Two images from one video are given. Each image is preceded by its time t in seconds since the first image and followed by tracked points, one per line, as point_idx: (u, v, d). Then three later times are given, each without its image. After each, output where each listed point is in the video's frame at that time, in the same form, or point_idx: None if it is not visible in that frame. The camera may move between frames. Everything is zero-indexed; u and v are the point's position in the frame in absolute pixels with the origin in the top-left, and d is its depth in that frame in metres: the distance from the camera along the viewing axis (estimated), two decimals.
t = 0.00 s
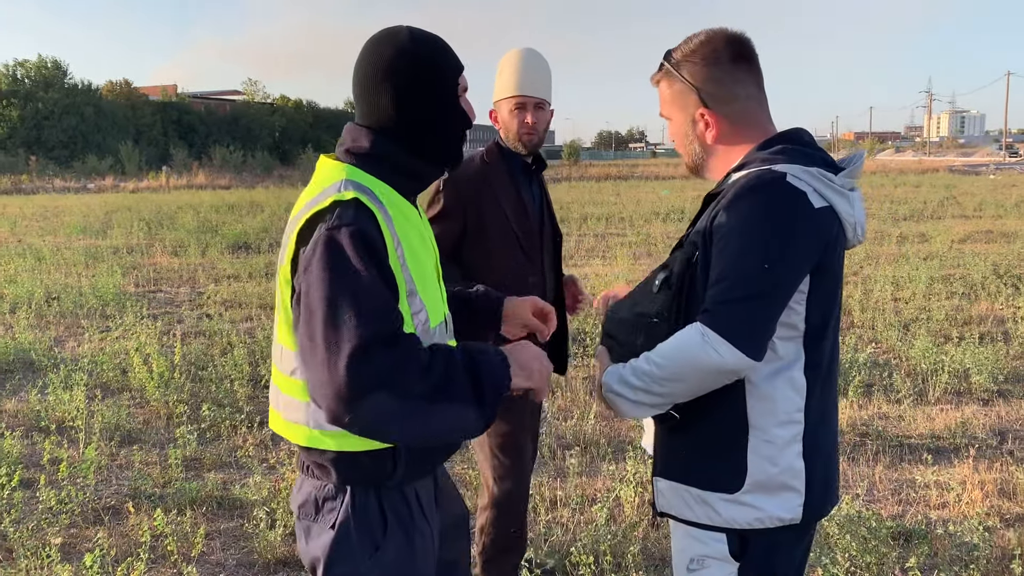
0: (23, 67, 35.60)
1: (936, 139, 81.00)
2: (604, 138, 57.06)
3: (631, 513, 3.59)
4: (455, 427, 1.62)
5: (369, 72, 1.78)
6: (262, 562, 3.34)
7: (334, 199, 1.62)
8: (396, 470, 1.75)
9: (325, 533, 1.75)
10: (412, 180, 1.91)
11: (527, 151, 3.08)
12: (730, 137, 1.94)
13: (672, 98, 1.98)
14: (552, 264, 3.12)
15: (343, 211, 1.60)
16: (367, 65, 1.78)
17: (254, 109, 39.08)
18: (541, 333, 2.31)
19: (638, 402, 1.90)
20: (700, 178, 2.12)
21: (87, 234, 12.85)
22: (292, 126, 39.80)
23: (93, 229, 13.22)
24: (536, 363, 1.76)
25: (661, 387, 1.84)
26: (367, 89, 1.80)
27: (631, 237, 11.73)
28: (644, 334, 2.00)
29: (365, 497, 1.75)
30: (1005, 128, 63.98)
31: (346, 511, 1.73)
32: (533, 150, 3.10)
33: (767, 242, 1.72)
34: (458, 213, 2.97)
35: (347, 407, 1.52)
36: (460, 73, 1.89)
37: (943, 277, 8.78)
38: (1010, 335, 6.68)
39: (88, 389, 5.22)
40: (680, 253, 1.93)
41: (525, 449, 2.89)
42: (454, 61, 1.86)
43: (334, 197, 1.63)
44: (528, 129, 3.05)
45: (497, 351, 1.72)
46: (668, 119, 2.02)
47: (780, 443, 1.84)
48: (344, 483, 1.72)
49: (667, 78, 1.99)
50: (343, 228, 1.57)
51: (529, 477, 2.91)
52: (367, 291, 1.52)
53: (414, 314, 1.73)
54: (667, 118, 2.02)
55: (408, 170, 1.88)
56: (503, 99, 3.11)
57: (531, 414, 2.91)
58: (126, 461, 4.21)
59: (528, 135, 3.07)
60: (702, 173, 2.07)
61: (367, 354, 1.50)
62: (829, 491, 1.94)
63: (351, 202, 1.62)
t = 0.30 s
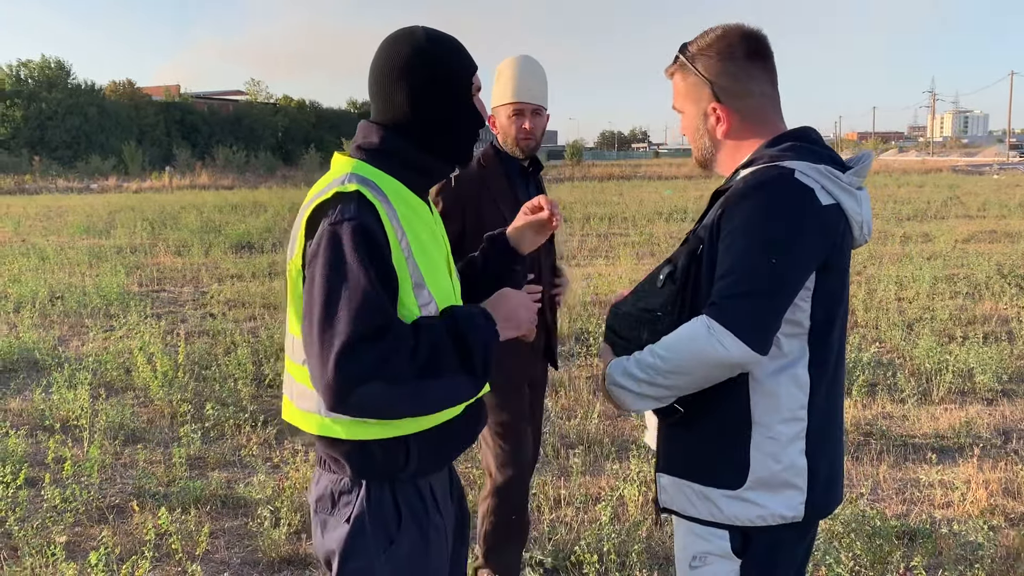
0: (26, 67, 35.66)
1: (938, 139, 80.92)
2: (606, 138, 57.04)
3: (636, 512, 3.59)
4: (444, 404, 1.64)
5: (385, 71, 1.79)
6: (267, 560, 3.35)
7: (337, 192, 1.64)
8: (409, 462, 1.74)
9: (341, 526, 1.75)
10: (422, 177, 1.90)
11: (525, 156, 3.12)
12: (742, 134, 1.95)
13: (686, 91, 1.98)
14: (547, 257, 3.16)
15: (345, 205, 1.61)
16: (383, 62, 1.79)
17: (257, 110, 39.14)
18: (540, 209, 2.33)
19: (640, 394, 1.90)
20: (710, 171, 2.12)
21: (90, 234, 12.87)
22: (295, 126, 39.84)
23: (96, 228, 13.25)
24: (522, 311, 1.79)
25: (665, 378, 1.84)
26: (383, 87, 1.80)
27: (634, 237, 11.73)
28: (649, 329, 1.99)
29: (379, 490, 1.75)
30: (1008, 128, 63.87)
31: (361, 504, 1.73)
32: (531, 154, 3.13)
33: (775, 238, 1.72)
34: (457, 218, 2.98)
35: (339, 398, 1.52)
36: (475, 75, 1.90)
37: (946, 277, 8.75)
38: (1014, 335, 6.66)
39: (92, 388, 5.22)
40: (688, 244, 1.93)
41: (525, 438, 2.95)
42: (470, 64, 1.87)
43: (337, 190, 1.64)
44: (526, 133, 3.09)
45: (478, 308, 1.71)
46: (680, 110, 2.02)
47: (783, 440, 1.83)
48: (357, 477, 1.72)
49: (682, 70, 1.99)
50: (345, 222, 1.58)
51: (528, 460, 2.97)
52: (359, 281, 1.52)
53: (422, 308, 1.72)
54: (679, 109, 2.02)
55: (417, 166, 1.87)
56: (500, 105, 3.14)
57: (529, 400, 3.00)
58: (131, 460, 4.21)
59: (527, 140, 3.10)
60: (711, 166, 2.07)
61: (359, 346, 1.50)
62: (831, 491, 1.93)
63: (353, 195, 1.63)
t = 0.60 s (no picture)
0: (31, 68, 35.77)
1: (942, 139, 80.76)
2: (609, 138, 57.02)
3: (637, 514, 3.59)
4: (404, 419, 1.64)
5: (403, 78, 1.82)
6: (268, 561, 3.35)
7: (333, 188, 1.66)
8: (405, 453, 1.74)
9: (342, 518, 1.76)
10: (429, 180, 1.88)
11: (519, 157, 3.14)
12: (747, 133, 1.95)
13: (691, 89, 1.98)
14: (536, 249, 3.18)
15: (339, 202, 1.62)
16: (401, 72, 1.82)
17: (261, 110, 39.22)
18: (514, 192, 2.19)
19: (643, 391, 1.90)
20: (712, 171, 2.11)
21: (94, 235, 12.90)
22: (299, 127, 39.90)
23: (99, 229, 13.29)
24: (499, 344, 1.79)
25: (668, 377, 1.84)
26: (400, 95, 1.83)
27: (637, 237, 11.72)
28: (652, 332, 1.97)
29: (379, 482, 1.75)
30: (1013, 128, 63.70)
31: (361, 496, 1.74)
32: (525, 155, 3.16)
33: (778, 238, 1.71)
34: (455, 232, 2.86)
35: (303, 390, 1.55)
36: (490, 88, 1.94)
37: (950, 278, 8.73)
38: (1018, 336, 6.64)
39: (95, 388, 5.23)
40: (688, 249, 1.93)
41: (509, 440, 2.98)
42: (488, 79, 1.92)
43: (333, 186, 1.66)
44: (520, 134, 3.12)
45: (457, 331, 1.72)
46: (685, 109, 2.02)
47: (783, 439, 1.83)
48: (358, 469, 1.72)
49: (689, 67, 1.98)
50: (337, 219, 1.59)
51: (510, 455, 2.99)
52: (336, 280, 1.54)
53: (416, 307, 1.73)
54: (684, 107, 2.02)
55: (419, 165, 1.84)
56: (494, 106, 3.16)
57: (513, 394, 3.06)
58: (133, 461, 4.22)
59: (521, 140, 3.13)
60: (714, 165, 2.07)
61: (324, 345, 1.53)
62: (828, 491, 1.93)
63: (347, 194, 1.64)
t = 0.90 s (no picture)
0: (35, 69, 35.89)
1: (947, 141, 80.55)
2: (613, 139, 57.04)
3: (639, 516, 3.58)
4: (383, 432, 1.62)
5: (413, 79, 1.82)
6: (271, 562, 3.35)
7: (329, 188, 1.67)
8: (391, 453, 1.74)
9: (335, 516, 1.77)
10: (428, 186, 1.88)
11: (511, 160, 3.13)
12: (761, 129, 1.99)
13: (715, 75, 1.96)
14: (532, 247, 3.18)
15: (335, 202, 1.64)
16: (413, 76, 1.82)
17: (265, 111, 39.30)
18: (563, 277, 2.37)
19: (660, 403, 1.86)
20: (703, 168, 2.08)
21: (98, 235, 12.93)
22: (302, 128, 39.97)
23: (103, 230, 13.32)
24: (483, 377, 1.75)
25: (686, 386, 1.81)
26: (410, 94, 1.82)
27: (640, 239, 11.72)
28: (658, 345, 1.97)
29: (371, 481, 1.76)
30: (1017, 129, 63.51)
31: (354, 495, 1.74)
32: (516, 158, 3.15)
33: (788, 242, 1.71)
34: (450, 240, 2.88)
35: (283, 385, 1.57)
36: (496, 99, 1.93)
37: (954, 280, 8.71)
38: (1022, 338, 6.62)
39: (98, 389, 5.25)
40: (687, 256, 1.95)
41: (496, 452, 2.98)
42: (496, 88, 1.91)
43: (329, 186, 1.68)
44: (511, 137, 3.11)
45: (446, 362, 1.70)
46: (703, 96, 1.98)
47: (794, 440, 1.83)
48: (349, 466, 1.74)
49: (713, 54, 1.97)
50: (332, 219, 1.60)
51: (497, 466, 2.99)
52: (324, 281, 1.55)
53: (409, 309, 1.73)
54: (702, 95, 1.98)
55: (419, 172, 1.85)
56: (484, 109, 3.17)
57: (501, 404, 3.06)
58: (136, 462, 4.23)
59: (512, 143, 3.13)
60: (715, 160, 2.04)
61: (309, 343, 1.54)
62: (835, 491, 1.94)
63: (341, 194, 1.66)
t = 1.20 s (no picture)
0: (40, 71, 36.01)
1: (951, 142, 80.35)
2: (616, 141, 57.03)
3: (643, 517, 3.57)
4: (381, 437, 1.62)
5: (405, 83, 1.85)
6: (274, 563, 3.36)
7: (319, 194, 1.67)
8: (393, 451, 1.74)
9: (336, 516, 1.77)
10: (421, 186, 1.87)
11: (510, 166, 3.14)
12: (760, 130, 2.00)
13: (713, 77, 1.96)
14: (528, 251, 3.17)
15: (326, 207, 1.64)
16: (407, 79, 1.85)
17: (268, 113, 39.36)
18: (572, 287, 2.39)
19: (672, 425, 1.85)
20: (703, 170, 2.07)
21: (102, 236, 12.97)
22: (306, 130, 40.04)
23: (107, 231, 13.35)
24: (481, 387, 1.74)
25: (692, 404, 1.80)
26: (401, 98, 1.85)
27: (643, 240, 11.72)
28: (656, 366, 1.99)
29: (372, 479, 1.76)
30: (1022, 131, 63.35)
31: (355, 494, 1.75)
32: (516, 164, 3.16)
33: (793, 244, 1.71)
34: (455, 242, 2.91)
35: (280, 390, 1.58)
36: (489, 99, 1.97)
37: (957, 281, 8.68)
38: None
39: (102, 390, 5.26)
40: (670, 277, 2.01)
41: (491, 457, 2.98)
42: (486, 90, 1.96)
43: (319, 192, 1.67)
44: (511, 143, 3.13)
45: (443, 368, 1.69)
46: (701, 99, 1.98)
47: (802, 441, 1.83)
48: (350, 465, 1.75)
49: (710, 57, 1.97)
50: (325, 223, 1.61)
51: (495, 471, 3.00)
52: (319, 286, 1.56)
53: (405, 310, 1.73)
54: (700, 98, 1.98)
55: (416, 174, 1.85)
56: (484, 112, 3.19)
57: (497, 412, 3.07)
58: (139, 463, 4.23)
59: (512, 149, 3.14)
60: (715, 162, 2.03)
61: (304, 348, 1.55)
62: (841, 492, 1.94)
63: (332, 199, 1.65)
